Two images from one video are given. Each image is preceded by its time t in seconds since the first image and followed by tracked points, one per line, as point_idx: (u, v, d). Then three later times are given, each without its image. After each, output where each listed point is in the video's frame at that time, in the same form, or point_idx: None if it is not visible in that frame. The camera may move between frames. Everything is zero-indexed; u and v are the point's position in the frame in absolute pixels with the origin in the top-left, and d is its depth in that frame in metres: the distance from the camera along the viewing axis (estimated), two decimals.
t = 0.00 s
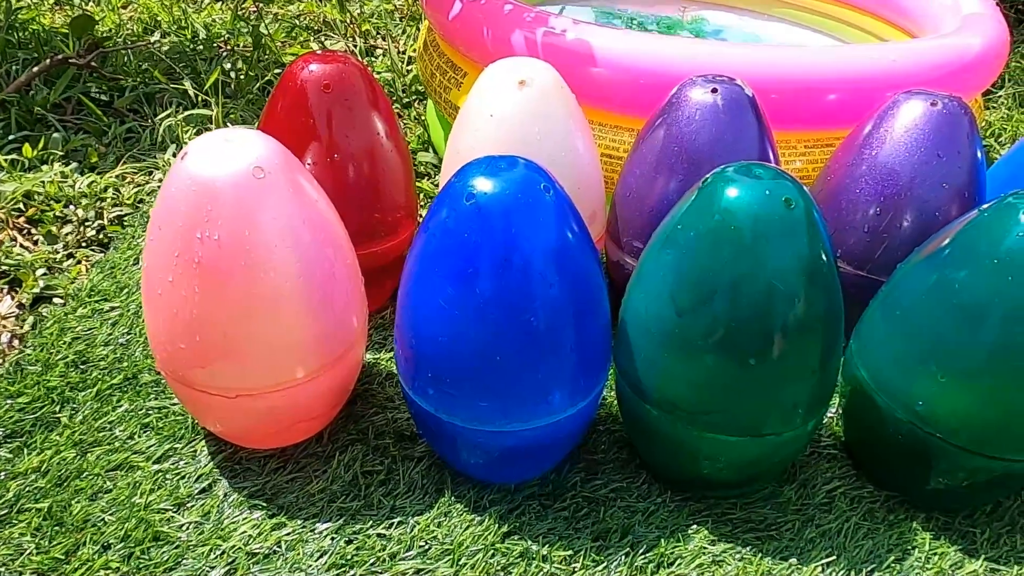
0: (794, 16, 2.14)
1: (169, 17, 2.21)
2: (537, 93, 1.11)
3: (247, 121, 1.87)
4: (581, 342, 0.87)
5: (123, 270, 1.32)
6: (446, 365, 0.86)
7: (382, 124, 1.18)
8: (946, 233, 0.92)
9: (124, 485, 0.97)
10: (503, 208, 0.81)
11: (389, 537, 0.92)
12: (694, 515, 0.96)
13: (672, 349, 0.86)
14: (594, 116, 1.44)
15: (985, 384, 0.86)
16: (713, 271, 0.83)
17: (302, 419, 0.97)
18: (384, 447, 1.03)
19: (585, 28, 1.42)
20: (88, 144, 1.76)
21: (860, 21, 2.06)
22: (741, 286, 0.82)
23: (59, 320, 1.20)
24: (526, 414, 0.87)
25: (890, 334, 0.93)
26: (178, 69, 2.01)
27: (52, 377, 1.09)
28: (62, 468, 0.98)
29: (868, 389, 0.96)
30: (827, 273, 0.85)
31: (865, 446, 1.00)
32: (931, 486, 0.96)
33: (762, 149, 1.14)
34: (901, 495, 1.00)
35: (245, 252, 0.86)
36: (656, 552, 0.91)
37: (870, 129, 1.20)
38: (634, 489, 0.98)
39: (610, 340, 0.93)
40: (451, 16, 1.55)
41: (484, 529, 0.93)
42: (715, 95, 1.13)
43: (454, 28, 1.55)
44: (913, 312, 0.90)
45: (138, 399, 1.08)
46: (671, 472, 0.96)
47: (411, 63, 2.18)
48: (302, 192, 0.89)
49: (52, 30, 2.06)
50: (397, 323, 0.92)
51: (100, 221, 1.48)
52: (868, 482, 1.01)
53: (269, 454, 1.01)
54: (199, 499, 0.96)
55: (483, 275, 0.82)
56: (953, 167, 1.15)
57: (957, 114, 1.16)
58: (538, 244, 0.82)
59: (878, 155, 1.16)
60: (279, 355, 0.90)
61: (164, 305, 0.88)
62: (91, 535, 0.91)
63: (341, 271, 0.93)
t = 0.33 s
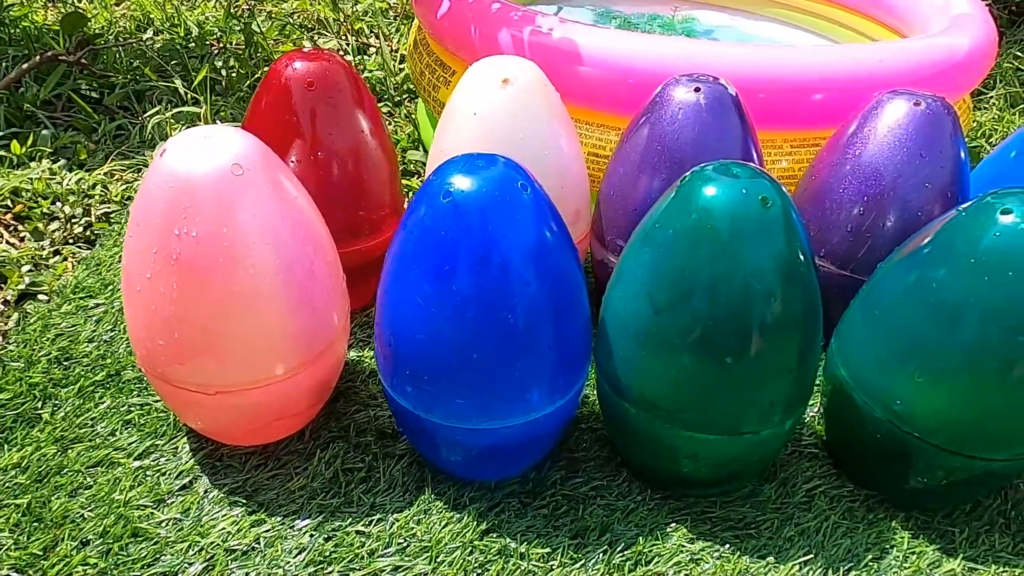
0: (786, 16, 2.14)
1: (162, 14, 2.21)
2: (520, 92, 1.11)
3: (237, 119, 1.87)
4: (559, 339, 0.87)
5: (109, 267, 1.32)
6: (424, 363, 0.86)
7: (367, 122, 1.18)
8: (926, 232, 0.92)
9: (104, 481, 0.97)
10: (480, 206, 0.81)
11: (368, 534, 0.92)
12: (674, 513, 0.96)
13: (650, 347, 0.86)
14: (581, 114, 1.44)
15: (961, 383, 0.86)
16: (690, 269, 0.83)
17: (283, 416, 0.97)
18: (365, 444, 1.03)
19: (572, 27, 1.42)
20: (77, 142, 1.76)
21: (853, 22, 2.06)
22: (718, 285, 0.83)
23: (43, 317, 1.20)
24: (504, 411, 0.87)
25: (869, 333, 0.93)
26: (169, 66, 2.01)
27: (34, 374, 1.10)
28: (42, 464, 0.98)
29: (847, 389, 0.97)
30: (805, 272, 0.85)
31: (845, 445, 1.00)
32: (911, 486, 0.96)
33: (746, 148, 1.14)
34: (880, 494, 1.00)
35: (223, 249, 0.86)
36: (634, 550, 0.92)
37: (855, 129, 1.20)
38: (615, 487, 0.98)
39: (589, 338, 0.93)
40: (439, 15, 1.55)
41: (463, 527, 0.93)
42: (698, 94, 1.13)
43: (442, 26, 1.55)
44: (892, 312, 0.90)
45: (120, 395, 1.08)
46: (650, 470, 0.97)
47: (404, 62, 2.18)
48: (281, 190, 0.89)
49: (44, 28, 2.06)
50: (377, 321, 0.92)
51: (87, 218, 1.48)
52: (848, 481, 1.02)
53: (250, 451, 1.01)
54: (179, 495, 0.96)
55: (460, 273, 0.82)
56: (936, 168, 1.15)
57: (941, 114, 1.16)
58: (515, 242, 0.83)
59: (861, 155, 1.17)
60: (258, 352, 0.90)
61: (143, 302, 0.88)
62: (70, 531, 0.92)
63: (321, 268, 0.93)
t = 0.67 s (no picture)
0: (779, 15, 2.14)
1: (156, 20, 2.21)
2: (505, 94, 1.11)
3: (230, 123, 1.87)
4: (542, 341, 0.87)
5: (99, 273, 1.32)
6: (406, 366, 0.86)
7: (354, 126, 1.18)
8: (910, 230, 0.92)
9: (92, 487, 0.97)
10: (460, 209, 0.82)
11: (355, 537, 0.93)
12: (660, 513, 0.96)
13: (632, 347, 0.87)
14: (569, 115, 1.44)
15: (945, 380, 0.86)
16: (671, 270, 0.83)
17: (271, 420, 0.98)
18: (353, 447, 1.03)
19: (559, 29, 1.42)
20: (70, 148, 1.77)
21: (847, 21, 2.06)
22: (698, 285, 0.83)
23: (33, 323, 1.20)
24: (487, 413, 0.88)
25: (853, 332, 0.93)
26: (163, 71, 2.01)
27: (23, 380, 1.10)
28: (31, 470, 0.99)
29: (832, 387, 0.97)
30: (786, 272, 0.86)
31: (832, 444, 1.00)
32: (898, 484, 0.96)
33: (732, 149, 1.14)
34: (868, 493, 1.00)
35: (206, 254, 0.86)
36: (619, 550, 0.92)
37: (841, 127, 1.20)
38: (602, 488, 0.99)
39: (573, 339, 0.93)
40: (427, 17, 1.55)
41: (448, 529, 0.93)
42: (683, 94, 1.13)
43: (430, 29, 1.55)
44: (875, 310, 0.90)
45: (109, 401, 1.08)
46: (637, 471, 0.97)
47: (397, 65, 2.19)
48: (263, 194, 0.89)
49: (38, 34, 2.07)
50: (362, 324, 0.93)
51: (79, 223, 1.48)
52: (836, 480, 1.02)
53: (238, 455, 1.02)
54: (167, 500, 0.96)
55: (441, 276, 0.82)
56: (922, 166, 1.15)
57: (926, 112, 1.16)
58: (496, 245, 0.83)
59: (848, 154, 1.17)
60: (242, 357, 0.90)
61: (128, 307, 0.89)
62: (58, 537, 0.92)
63: (305, 272, 0.93)
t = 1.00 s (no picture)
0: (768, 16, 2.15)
1: (146, 27, 2.22)
2: (486, 98, 1.12)
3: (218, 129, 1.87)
4: (520, 345, 0.88)
5: (85, 280, 1.32)
6: (385, 371, 0.86)
7: (336, 131, 1.18)
8: (888, 231, 0.92)
9: (74, 495, 0.97)
10: (436, 214, 0.82)
11: (336, 543, 0.93)
12: (642, 516, 0.96)
13: (610, 350, 0.87)
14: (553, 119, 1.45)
15: (922, 381, 0.86)
16: (647, 273, 0.84)
17: (253, 426, 0.98)
18: (335, 453, 1.03)
19: (542, 33, 1.43)
20: (58, 155, 1.77)
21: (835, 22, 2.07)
22: (674, 288, 0.83)
23: (17, 331, 1.20)
24: (467, 418, 0.88)
25: (832, 333, 0.93)
26: (152, 78, 2.02)
27: (7, 389, 1.10)
28: (13, 478, 0.99)
29: (812, 389, 0.97)
30: (762, 274, 0.86)
31: (813, 445, 1.00)
32: (879, 485, 0.96)
33: (713, 151, 1.15)
34: (850, 494, 1.00)
35: (184, 261, 0.86)
36: (600, 553, 0.92)
37: (823, 128, 1.20)
38: (583, 491, 0.99)
39: (553, 341, 0.93)
40: (412, 22, 1.56)
41: (430, 534, 0.93)
42: (663, 98, 1.14)
43: (415, 35, 1.55)
44: (853, 311, 0.91)
45: (92, 409, 1.08)
46: (618, 473, 0.97)
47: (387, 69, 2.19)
48: (242, 201, 0.90)
49: (27, 43, 2.07)
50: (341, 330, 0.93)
51: (65, 231, 1.48)
52: (817, 481, 1.02)
53: (222, 461, 1.02)
54: (149, 507, 0.97)
55: (418, 281, 0.83)
56: (903, 166, 1.16)
57: (906, 112, 1.17)
58: (473, 250, 0.83)
59: (829, 156, 1.17)
60: (223, 363, 0.90)
61: (108, 315, 0.89)
62: (39, 545, 0.92)
63: (284, 278, 0.93)
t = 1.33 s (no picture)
0: (752, 16, 2.15)
1: (130, 29, 2.21)
2: (460, 99, 1.12)
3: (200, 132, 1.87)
4: (491, 346, 0.88)
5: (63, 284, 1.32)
6: (355, 372, 0.86)
7: (313, 133, 1.18)
8: (858, 229, 0.93)
9: (48, 498, 0.97)
10: (404, 216, 0.82)
11: (310, 544, 0.93)
12: (616, 515, 0.96)
13: (580, 350, 0.87)
14: (532, 120, 1.45)
15: (891, 378, 0.87)
16: (616, 273, 0.84)
17: (227, 428, 0.98)
18: (311, 455, 1.03)
19: (520, 34, 1.43)
20: (39, 159, 1.77)
21: (817, 23, 2.08)
22: (644, 288, 0.83)
23: None
24: (438, 419, 0.88)
25: (803, 332, 0.93)
26: (134, 81, 2.01)
27: None
28: None
29: (785, 387, 0.97)
30: (731, 274, 0.86)
31: (787, 444, 1.00)
32: (853, 483, 0.96)
33: (687, 151, 1.15)
34: (823, 492, 1.00)
35: (153, 264, 0.86)
36: (573, 553, 0.92)
37: (798, 128, 1.21)
38: (558, 491, 0.99)
39: (525, 341, 0.93)
40: (392, 24, 1.56)
41: (403, 535, 0.94)
42: (637, 98, 1.14)
43: (395, 36, 1.56)
44: (823, 309, 0.91)
45: (68, 412, 1.08)
46: (592, 473, 0.97)
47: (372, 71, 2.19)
48: (211, 203, 0.90)
49: (9, 46, 2.07)
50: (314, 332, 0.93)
51: (44, 235, 1.48)
52: (792, 479, 1.02)
53: (197, 464, 1.02)
54: (123, 511, 0.97)
55: (387, 282, 0.83)
56: (877, 165, 1.16)
57: (880, 111, 1.17)
58: (441, 251, 0.83)
59: (803, 155, 1.18)
60: (195, 366, 0.90)
61: (78, 318, 0.89)
62: (11, 550, 0.92)
63: (256, 280, 0.93)
